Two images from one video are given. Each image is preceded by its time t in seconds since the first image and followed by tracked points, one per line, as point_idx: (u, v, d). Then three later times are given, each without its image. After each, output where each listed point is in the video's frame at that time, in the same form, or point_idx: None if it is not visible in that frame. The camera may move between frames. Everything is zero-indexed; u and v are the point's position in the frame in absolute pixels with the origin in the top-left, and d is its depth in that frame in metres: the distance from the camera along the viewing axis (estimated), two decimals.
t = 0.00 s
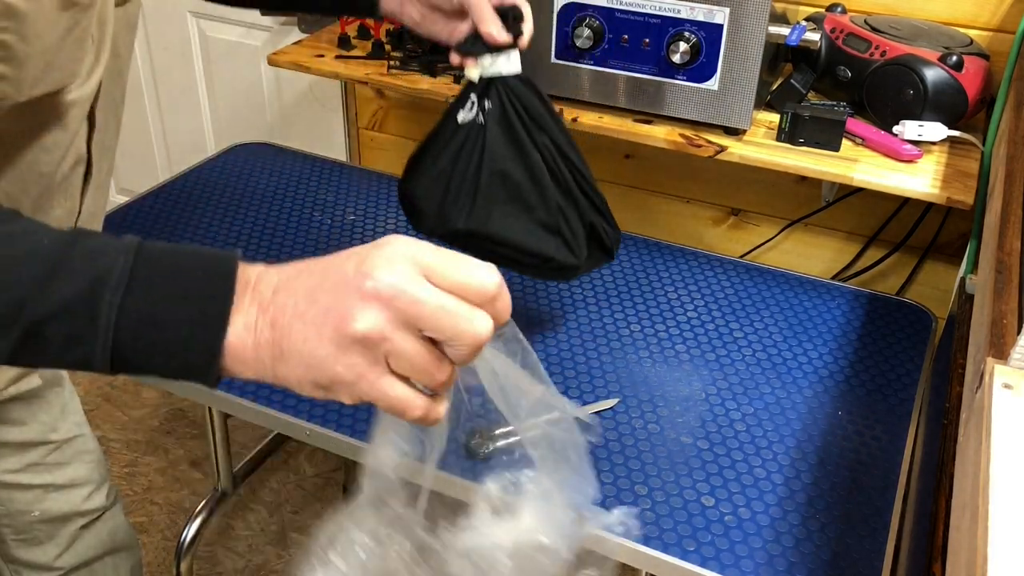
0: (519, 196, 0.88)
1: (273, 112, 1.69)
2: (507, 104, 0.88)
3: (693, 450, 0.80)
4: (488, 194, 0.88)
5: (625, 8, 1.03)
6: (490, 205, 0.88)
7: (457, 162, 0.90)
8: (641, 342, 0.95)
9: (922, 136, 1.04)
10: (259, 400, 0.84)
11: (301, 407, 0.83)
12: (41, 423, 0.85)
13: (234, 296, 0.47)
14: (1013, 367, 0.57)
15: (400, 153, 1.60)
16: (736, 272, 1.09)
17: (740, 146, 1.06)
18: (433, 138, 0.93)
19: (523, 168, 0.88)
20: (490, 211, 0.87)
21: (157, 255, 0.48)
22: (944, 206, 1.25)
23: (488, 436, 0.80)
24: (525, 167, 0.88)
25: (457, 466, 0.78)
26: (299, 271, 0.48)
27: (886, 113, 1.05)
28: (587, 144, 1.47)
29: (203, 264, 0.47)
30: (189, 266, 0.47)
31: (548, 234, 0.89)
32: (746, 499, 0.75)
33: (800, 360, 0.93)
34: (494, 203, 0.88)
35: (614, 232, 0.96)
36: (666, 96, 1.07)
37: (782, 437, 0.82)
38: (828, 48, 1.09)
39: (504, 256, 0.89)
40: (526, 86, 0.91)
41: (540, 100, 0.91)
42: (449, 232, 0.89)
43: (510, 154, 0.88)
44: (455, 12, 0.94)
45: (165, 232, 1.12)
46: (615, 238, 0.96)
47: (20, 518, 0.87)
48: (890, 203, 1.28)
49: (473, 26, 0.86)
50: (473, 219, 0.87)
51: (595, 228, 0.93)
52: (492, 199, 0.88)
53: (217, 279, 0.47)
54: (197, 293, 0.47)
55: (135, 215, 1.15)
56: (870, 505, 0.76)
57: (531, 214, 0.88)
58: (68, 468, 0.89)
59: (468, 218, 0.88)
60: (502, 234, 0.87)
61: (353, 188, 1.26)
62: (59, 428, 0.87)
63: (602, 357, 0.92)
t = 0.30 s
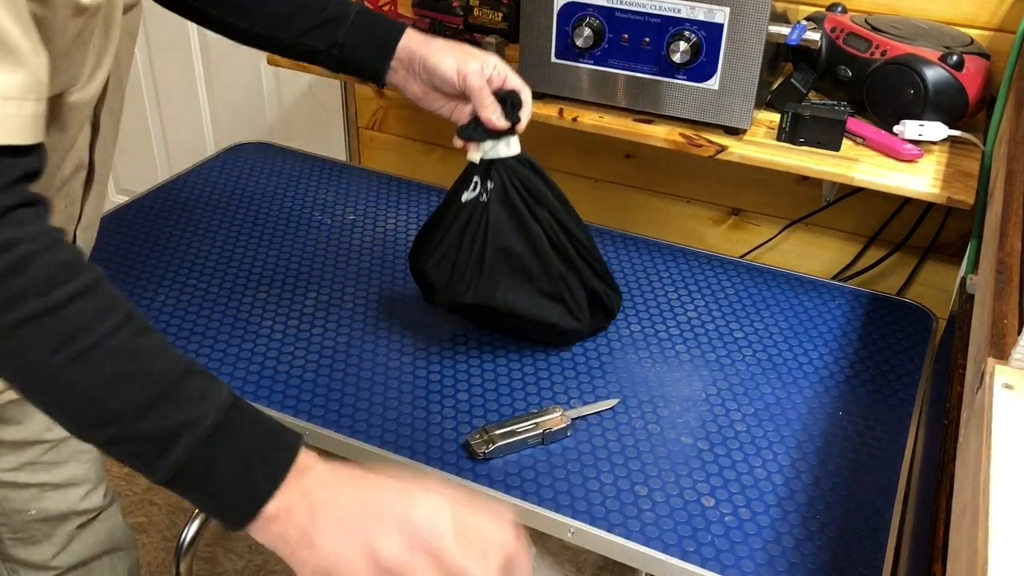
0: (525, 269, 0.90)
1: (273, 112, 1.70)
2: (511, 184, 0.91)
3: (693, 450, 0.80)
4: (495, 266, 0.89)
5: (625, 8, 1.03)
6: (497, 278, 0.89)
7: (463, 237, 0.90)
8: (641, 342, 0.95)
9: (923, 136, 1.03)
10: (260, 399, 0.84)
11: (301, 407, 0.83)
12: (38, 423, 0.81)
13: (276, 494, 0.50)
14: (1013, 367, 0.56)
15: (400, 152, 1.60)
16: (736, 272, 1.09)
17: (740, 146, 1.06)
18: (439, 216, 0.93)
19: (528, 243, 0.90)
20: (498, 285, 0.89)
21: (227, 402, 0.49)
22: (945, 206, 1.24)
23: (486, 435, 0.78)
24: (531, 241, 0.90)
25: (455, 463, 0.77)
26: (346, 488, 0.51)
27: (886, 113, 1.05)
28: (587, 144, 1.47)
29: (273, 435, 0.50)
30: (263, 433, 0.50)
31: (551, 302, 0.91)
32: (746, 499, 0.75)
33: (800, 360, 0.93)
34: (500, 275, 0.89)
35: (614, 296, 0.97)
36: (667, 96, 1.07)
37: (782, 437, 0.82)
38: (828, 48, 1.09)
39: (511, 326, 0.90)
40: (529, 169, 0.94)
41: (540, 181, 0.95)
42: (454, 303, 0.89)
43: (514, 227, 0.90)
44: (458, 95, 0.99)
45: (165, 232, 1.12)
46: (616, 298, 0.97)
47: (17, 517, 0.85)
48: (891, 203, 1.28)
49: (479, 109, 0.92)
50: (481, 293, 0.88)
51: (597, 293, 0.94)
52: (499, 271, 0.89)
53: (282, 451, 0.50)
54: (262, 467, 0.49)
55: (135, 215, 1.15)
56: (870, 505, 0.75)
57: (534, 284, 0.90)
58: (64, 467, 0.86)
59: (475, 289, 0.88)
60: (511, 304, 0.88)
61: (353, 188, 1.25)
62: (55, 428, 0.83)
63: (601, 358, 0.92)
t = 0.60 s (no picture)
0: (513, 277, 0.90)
1: (273, 112, 1.70)
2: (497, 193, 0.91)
3: (693, 450, 0.80)
4: (483, 277, 0.89)
5: (625, 8, 1.03)
6: (487, 290, 0.89)
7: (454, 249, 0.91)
8: (641, 342, 0.95)
9: (922, 136, 1.04)
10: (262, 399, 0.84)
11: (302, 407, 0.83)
12: (39, 418, 0.82)
13: (252, 411, 0.52)
14: (1013, 367, 0.56)
15: (400, 153, 1.62)
16: (736, 272, 1.09)
17: (740, 146, 1.06)
18: (432, 228, 0.94)
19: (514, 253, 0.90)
20: (488, 296, 0.89)
21: (201, 347, 0.51)
22: (945, 206, 1.25)
23: (486, 435, 0.79)
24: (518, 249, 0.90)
25: (456, 463, 0.77)
26: (313, 406, 0.53)
27: (886, 113, 1.05)
28: (587, 144, 1.47)
29: (242, 372, 0.52)
30: (233, 370, 0.52)
31: (544, 310, 0.91)
32: (746, 499, 0.75)
33: (800, 360, 0.93)
34: (489, 285, 0.89)
35: (611, 300, 0.97)
36: (667, 96, 1.07)
37: (782, 437, 0.82)
38: (828, 48, 1.09)
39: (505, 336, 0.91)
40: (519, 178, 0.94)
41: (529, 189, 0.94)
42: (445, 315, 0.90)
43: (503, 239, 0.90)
44: (446, 105, 0.98)
45: (166, 232, 1.12)
46: (611, 304, 0.96)
47: (18, 514, 0.84)
48: (890, 203, 1.28)
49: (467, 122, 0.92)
50: (472, 304, 0.88)
51: (591, 299, 0.94)
52: (487, 282, 0.89)
53: (249, 385, 0.52)
54: (236, 401, 0.52)
55: (136, 215, 1.15)
56: (870, 504, 0.76)
57: (526, 294, 0.90)
58: (65, 464, 0.85)
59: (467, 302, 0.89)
60: (504, 317, 0.89)
61: (352, 188, 1.26)
62: (57, 424, 0.83)
63: (601, 358, 0.92)
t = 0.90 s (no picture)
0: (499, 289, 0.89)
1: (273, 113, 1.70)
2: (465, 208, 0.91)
3: (693, 449, 0.80)
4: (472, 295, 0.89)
5: (625, 8, 1.03)
6: (476, 308, 0.89)
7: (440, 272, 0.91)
8: (641, 342, 0.95)
9: (922, 136, 1.04)
10: (261, 400, 0.84)
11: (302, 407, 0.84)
12: (43, 416, 0.81)
13: (266, 270, 0.63)
14: (1013, 367, 0.56)
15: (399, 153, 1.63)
16: (736, 272, 1.09)
17: (740, 146, 1.06)
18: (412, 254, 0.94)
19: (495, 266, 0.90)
20: (478, 313, 0.89)
21: (215, 231, 0.60)
22: (945, 206, 1.25)
23: (486, 434, 0.79)
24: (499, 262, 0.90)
25: (456, 463, 0.77)
26: (309, 248, 0.65)
27: (886, 113, 1.05)
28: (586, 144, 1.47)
29: (249, 241, 0.62)
30: (242, 241, 0.62)
31: (535, 318, 0.91)
32: (746, 499, 0.75)
33: (800, 360, 0.93)
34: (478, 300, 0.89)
35: (605, 301, 0.97)
36: (667, 96, 1.07)
37: (781, 437, 0.82)
38: (828, 48, 1.09)
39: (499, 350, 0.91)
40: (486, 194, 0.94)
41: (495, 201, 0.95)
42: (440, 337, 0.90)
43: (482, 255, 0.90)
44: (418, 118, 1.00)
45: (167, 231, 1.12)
46: (606, 305, 0.96)
47: (20, 512, 0.84)
48: (890, 203, 1.28)
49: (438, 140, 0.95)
50: (462, 323, 0.89)
51: (583, 299, 0.93)
52: (476, 299, 0.89)
53: (260, 257, 0.62)
54: (251, 263, 0.62)
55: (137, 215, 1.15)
56: (870, 505, 0.76)
57: (514, 309, 0.90)
58: (68, 461, 0.85)
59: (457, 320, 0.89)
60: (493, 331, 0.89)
61: (352, 188, 1.26)
62: (60, 420, 0.83)
63: (601, 358, 0.92)
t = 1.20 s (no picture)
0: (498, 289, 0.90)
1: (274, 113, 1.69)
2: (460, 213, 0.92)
3: (693, 450, 0.80)
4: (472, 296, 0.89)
5: (625, 8, 1.03)
6: (476, 309, 0.89)
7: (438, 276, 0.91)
8: (641, 342, 0.95)
9: (922, 136, 1.04)
10: (261, 400, 0.84)
11: (302, 407, 0.83)
12: (44, 414, 0.81)
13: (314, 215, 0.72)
14: (1013, 367, 0.56)
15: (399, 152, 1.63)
16: (736, 272, 1.09)
17: (740, 146, 1.06)
18: (410, 258, 0.94)
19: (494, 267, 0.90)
20: (478, 314, 0.89)
21: (264, 184, 0.67)
22: (945, 206, 1.24)
23: (486, 434, 0.79)
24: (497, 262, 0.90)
25: (456, 463, 0.77)
26: (349, 197, 0.76)
27: (886, 113, 1.05)
28: (586, 144, 1.47)
29: (293, 189, 0.70)
30: (288, 189, 0.69)
31: (534, 319, 0.91)
32: (746, 499, 0.75)
33: (800, 360, 0.93)
34: (478, 300, 0.89)
35: (606, 301, 0.97)
36: (667, 96, 1.07)
37: (781, 437, 0.82)
38: (828, 49, 1.09)
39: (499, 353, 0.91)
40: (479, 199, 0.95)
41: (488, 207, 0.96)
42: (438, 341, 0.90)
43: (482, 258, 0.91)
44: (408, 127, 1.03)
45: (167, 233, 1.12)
46: (606, 304, 0.97)
47: (20, 511, 0.84)
48: (891, 203, 1.28)
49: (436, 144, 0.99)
50: (461, 324, 0.88)
51: (584, 299, 0.94)
52: (476, 300, 0.89)
53: (303, 202, 0.70)
54: (297, 208, 0.69)
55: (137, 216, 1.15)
56: (870, 505, 0.76)
57: (514, 310, 0.90)
58: (67, 460, 0.85)
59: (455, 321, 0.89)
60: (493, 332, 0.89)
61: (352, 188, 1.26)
62: (61, 418, 0.83)
63: (601, 358, 0.92)
